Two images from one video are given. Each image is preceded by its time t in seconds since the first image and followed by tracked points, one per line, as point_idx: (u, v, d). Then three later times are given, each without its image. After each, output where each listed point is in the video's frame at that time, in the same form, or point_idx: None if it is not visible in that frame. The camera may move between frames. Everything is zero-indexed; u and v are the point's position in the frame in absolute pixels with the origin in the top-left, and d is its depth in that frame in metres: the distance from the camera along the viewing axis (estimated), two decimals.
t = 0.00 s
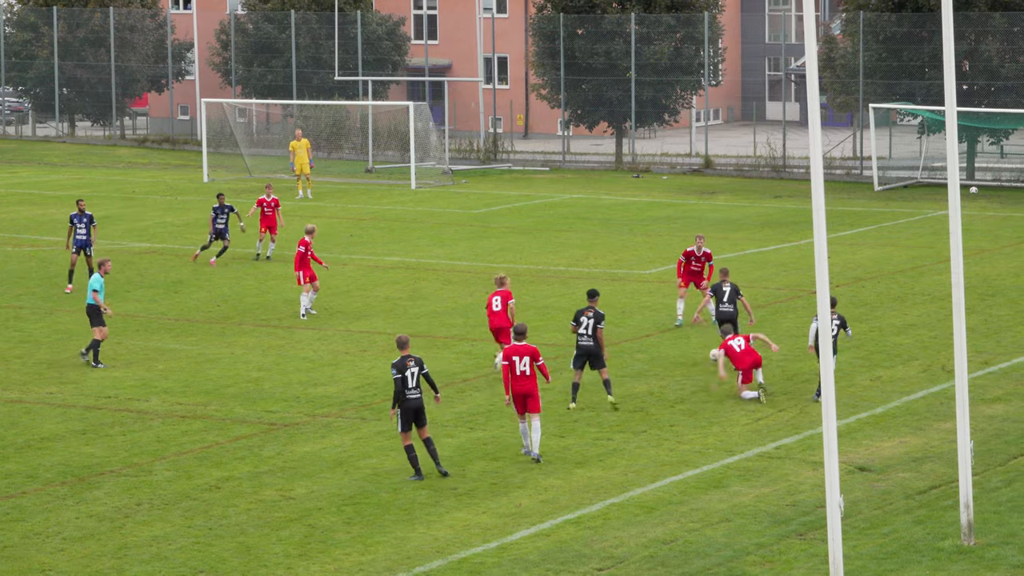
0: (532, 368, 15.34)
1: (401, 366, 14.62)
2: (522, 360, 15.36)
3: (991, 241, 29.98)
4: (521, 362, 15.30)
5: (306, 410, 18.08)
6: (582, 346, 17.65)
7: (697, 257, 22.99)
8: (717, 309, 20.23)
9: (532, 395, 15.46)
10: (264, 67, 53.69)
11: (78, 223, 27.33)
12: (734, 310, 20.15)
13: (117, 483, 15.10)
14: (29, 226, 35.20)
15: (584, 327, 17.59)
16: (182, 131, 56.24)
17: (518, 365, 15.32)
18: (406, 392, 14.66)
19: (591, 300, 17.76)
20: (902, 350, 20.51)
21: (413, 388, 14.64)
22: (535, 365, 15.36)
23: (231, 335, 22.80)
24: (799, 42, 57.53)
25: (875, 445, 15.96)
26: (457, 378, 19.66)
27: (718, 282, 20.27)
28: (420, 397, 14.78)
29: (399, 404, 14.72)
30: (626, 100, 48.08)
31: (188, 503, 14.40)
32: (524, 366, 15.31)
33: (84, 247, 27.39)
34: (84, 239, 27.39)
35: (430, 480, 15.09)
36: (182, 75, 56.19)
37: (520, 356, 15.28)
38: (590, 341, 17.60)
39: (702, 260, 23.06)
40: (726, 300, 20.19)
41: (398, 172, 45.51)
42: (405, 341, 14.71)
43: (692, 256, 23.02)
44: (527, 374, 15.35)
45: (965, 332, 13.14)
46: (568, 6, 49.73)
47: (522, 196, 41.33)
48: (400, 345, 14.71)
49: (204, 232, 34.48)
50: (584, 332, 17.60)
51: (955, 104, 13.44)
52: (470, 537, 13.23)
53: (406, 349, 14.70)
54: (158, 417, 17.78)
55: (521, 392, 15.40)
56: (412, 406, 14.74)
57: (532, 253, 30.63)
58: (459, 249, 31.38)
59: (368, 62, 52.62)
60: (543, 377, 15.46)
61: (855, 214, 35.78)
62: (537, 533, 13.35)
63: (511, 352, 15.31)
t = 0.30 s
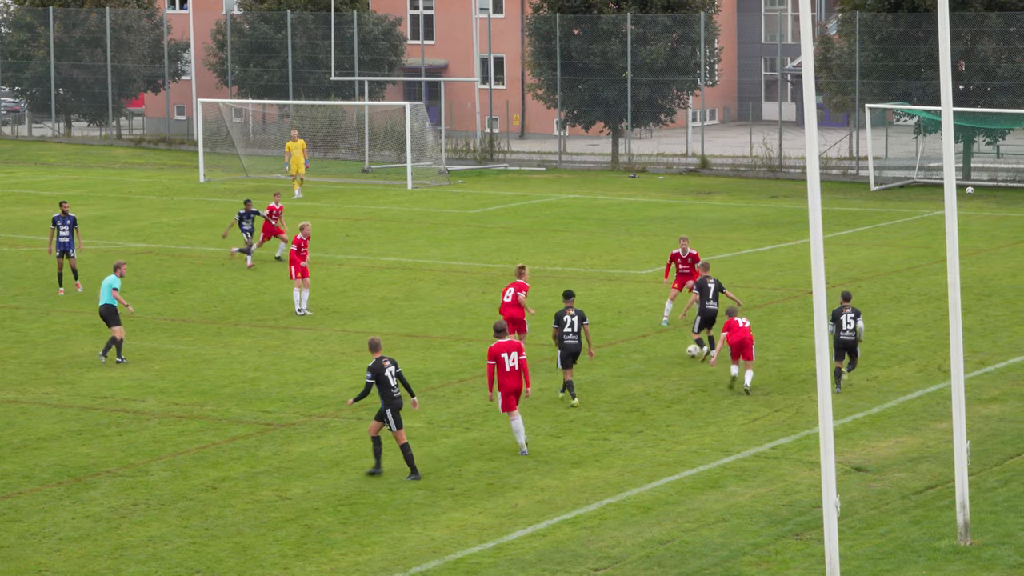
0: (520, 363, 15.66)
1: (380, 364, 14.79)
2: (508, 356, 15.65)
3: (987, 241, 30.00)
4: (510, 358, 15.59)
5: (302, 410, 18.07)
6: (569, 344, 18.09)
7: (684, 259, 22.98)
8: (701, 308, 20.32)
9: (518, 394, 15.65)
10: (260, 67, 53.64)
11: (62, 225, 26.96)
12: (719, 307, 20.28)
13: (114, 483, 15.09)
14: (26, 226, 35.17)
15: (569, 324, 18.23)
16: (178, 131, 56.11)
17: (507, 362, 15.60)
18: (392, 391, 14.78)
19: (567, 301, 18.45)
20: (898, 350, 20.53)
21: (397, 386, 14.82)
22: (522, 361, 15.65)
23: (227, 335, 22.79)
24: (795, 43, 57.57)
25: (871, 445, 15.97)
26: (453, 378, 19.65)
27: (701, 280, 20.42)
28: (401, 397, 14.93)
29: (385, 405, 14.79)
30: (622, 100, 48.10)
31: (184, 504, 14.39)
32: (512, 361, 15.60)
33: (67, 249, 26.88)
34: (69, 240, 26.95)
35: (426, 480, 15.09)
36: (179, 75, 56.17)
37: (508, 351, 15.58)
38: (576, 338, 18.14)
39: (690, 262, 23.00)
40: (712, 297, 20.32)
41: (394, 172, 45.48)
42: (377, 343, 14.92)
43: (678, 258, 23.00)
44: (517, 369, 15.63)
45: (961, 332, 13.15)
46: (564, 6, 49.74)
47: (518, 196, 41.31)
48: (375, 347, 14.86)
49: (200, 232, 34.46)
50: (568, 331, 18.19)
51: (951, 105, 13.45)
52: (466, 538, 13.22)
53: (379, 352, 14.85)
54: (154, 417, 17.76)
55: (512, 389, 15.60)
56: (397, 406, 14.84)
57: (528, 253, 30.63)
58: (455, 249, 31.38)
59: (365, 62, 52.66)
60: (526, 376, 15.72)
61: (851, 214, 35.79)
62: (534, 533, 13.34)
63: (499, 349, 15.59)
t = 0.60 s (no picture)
0: (500, 362, 15.85)
1: (355, 363, 14.78)
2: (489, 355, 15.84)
3: (988, 242, 30.01)
4: (492, 355, 15.78)
5: (304, 411, 18.08)
6: (552, 337, 18.42)
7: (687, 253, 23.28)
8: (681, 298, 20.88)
9: (497, 391, 15.85)
10: (261, 68, 53.66)
11: (52, 228, 26.85)
12: (698, 297, 20.81)
13: (115, 484, 15.08)
14: (26, 227, 35.19)
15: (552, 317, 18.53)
16: (180, 132, 56.18)
17: (490, 359, 15.79)
18: (363, 390, 14.83)
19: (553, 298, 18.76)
20: (899, 351, 20.53)
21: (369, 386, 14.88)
22: (503, 359, 15.85)
23: (229, 336, 22.81)
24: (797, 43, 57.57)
25: (873, 446, 15.97)
26: (454, 379, 19.66)
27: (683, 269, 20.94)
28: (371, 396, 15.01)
29: (356, 404, 14.85)
30: (623, 101, 48.11)
31: (185, 504, 14.39)
32: (494, 359, 15.80)
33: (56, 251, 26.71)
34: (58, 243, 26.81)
35: (427, 480, 15.10)
36: (180, 76, 56.22)
37: (490, 348, 15.76)
38: (559, 332, 18.44)
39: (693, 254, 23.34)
40: (691, 287, 20.88)
41: (395, 173, 45.51)
42: (354, 341, 14.97)
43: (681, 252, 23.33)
44: (497, 367, 15.82)
45: (962, 334, 13.14)
46: (565, 7, 49.73)
47: (519, 197, 41.30)
48: (350, 347, 14.90)
49: (202, 233, 34.47)
50: (552, 324, 18.50)
51: (952, 106, 13.44)
52: (468, 539, 13.22)
53: (356, 348, 14.92)
54: (155, 418, 17.77)
55: (492, 387, 15.77)
56: (368, 405, 14.92)
57: (529, 253, 30.63)
58: (456, 249, 31.41)
59: (366, 63, 52.80)
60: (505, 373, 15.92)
61: (852, 215, 35.79)
62: (535, 534, 13.35)
63: (482, 347, 15.76)
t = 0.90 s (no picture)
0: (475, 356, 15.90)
1: (330, 362, 14.68)
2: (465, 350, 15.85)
3: (987, 242, 30.01)
4: (470, 350, 15.80)
5: (304, 411, 18.08)
6: (535, 328, 18.52)
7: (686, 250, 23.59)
8: (655, 300, 21.03)
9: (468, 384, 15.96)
10: (260, 68, 53.66)
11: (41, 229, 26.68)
12: (671, 300, 20.97)
13: (114, 484, 15.08)
14: (26, 226, 35.19)
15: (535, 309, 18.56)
16: (180, 132, 56.28)
17: (468, 354, 15.82)
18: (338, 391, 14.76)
19: (533, 287, 18.76)
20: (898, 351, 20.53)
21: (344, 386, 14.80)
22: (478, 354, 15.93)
23: (228, 335, 22.81)
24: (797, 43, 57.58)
25: (872, 446, 15.96)
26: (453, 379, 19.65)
27: (657, 274, 21.11)
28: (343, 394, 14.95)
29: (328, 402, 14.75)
30: (623, 100, 48.10)
31: (184, 504, 14.39)
32: (471, 354, 15.84)
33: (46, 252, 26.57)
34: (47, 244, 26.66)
35: (427, 480, 15.10)
36: (180, 76, 56.18)
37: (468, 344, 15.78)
38: (542, 323, 18.56)
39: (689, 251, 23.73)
40: (664, 290, 21.02)
41: (395, 173, 45.51)
42: (326, 341, 14.89)
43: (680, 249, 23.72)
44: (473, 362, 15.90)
45: (962, 334, 13.13)
46: (565, 7, 49.69)
47: (518, 196, 41.27)
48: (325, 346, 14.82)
49: (201, 232, 34.47)
50: (536, 315, 18.57)
51: (951, 105, 13.43)
52: (467, 538, 13.22)
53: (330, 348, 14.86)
54: (155, 418, 17.76)
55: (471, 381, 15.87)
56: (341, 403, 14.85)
57: (529, 253, 30.62)
58: (456, 249, 31.41)
59: (366, 63, 52.75)
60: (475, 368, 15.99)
61: (851, 214, 35.79)
62: (535, 534, 13.35)
63: (461, 342, 15.74)
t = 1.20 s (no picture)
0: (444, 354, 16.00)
1: (297, 362, 14.76)
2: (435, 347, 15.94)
3: (987, 241, 30.01)
4: (439, 347, 15.91)
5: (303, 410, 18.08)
6: (519, 321, 18.87)
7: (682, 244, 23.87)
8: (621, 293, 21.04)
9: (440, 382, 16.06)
10: (260, 68, 53.64)
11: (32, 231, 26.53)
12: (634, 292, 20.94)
13: (114, 484, 15.07)
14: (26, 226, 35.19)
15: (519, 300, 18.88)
16: (180, 131, 56.28)
17: (437, 351, 15.91)
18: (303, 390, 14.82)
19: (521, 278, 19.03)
20: (899, 350, 20.53)
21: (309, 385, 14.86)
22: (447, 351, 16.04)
23: (229, 335, 22.82)
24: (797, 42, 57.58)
25: (873, 446, 15.96)
26: (453, 378, 19.65)
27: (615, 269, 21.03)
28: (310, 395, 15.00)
29: (294, 402, 14.83)
30: (623, 100, 48.10)
31: (184, 504, 14.39)
32: (440, 351, 15.94)
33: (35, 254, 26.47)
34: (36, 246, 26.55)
35: (427, 480, 15.10)
36: (180, 75, 56.14)
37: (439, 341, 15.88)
38: (526, 315, 18.89)
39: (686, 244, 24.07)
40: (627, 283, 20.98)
41: (395, 172, 45.50)
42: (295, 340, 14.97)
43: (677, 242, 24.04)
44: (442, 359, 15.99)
45: (962, 335, 13.12)
46: (565, 6, 49.65)
47: (518, 196, 41.26)
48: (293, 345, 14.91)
49: (201, 232, 34.48)
50: (519, 308, 18.90)
51: (951, 105, 13.42)
52: (467, 538, 13.21)
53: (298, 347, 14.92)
54: (155, 417, 17.76)
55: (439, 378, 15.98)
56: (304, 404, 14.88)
57: (529, 253, 30.62)
58: (456, 249, 31.42)
59: (366, 63, 52.75)
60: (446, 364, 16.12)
61: (851, 214, 35.80)
62: (535, 534, 13.34)
63: (430, 340, 15.83)
